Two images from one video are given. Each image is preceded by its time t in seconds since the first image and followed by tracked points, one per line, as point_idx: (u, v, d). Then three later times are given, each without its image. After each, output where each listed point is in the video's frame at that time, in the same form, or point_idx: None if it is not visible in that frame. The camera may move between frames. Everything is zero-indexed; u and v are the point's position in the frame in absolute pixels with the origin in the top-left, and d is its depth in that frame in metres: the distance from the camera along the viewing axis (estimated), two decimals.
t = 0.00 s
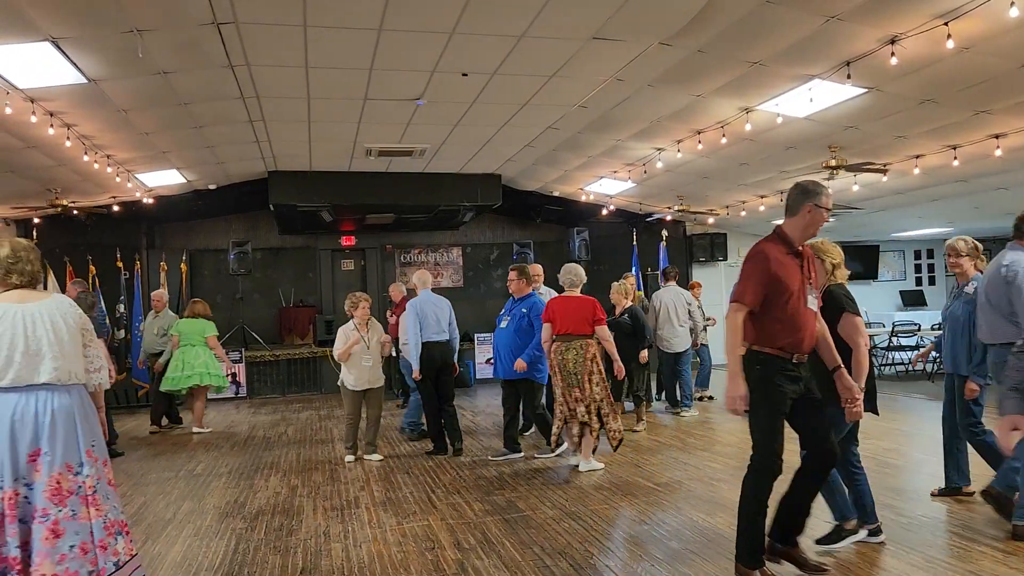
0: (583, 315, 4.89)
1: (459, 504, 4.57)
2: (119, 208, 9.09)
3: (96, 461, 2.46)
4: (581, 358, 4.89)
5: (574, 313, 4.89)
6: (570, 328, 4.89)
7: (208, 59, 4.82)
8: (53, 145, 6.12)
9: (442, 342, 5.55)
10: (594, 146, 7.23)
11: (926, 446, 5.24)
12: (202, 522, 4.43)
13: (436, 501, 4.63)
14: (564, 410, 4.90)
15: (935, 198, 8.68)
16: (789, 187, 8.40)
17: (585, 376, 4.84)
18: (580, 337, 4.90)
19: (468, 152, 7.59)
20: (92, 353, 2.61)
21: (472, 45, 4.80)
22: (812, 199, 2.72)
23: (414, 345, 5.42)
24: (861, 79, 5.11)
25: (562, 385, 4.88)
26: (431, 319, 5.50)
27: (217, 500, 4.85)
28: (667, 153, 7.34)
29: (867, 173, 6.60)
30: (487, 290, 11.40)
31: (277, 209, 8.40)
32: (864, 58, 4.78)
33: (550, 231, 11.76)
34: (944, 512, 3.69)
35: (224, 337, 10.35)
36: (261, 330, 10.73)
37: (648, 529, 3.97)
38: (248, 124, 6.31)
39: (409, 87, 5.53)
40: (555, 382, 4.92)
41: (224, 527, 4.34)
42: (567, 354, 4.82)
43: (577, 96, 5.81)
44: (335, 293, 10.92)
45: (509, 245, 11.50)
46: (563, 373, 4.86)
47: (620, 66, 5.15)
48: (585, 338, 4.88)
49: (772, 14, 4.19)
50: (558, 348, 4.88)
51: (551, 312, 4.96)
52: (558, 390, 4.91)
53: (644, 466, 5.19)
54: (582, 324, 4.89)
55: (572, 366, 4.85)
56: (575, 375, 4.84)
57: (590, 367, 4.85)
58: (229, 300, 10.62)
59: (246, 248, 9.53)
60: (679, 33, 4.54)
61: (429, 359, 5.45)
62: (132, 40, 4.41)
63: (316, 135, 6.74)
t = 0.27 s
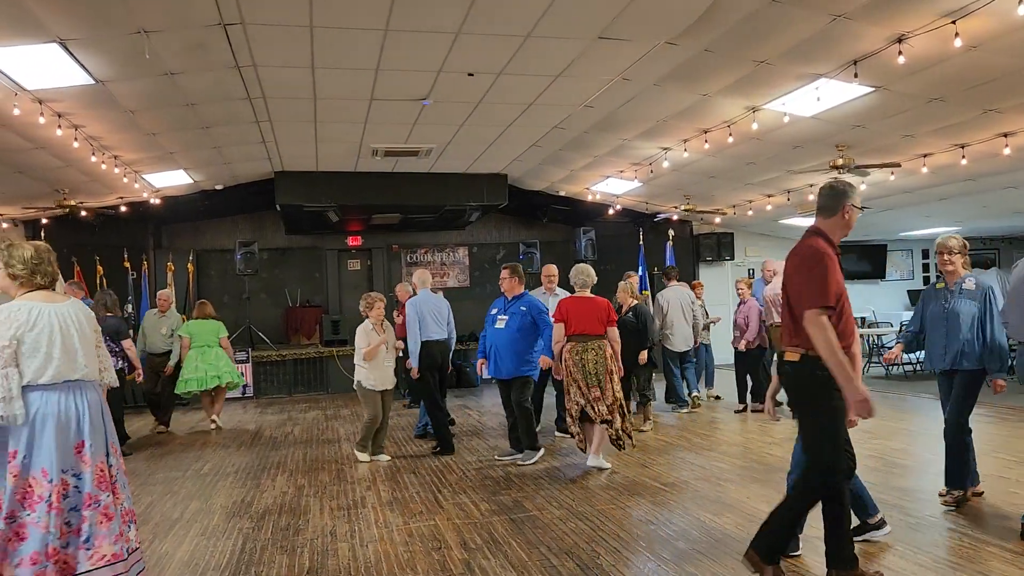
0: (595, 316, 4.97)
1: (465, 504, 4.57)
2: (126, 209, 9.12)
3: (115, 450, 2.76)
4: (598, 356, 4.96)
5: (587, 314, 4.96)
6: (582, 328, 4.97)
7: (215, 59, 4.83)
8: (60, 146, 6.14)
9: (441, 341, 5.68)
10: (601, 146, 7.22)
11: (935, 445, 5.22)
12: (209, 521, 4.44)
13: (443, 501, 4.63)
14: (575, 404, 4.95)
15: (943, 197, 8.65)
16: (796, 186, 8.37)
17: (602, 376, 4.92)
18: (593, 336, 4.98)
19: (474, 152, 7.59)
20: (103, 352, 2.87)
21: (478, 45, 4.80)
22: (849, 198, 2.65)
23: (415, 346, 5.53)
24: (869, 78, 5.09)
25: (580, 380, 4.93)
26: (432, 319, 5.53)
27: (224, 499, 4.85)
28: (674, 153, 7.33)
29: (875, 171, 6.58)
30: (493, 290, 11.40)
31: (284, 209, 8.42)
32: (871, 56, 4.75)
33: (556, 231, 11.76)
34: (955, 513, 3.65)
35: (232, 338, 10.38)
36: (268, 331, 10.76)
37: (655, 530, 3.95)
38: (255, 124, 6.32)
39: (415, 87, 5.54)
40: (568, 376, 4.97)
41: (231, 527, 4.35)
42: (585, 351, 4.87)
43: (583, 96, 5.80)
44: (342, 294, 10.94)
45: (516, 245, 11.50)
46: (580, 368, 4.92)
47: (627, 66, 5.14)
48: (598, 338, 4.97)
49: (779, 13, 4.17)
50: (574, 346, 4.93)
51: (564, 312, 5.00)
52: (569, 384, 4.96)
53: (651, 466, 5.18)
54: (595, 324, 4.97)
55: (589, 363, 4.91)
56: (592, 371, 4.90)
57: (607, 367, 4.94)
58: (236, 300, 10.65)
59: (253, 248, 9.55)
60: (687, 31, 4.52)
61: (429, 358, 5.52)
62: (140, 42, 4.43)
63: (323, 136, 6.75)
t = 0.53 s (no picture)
0: (604, 315, 5.02)
1: (472, 503, 4.57)
2: (134, 209, 9.15)
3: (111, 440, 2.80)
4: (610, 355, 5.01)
5: (597, 313, 5.01)
6: (593, 327, 4.99)
7: (223, 60, 4.85)
8: (69, 147, 6.16)
9: (439, 341, 5.80)
10: (608, 145, 7.22)
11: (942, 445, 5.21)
12: (217, 521, 4.45)
13: (450, 501, 4.63)
14: (584, 400, 4.96)
15: (952, 196, 8.61)
16: (803, 185, 8.35)
17: (614, 375, 4.97)
18: (603, 335, 5.02)
19: (480, 152, 7.59)
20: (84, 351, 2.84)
21: (485, 45, 4.80)
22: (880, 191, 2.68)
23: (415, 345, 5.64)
24: (877, 77, 5.08)
25: (593, 377, 4.94)
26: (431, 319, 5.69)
27: (231, 499, 4.86)
28: (681, 152, 7.32)
29: (883, 170, 6.55)
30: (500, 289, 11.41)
31: (291, 209, 8.44)
32: (879, 55, 4.74)
33: (563, 231, 11.75)
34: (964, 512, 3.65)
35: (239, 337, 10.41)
36: (276, 330, 10.79)
37: (663, 529, 3.94)
38: (262, 125, 6.33)
39: (422, 87, 5.54)
40: (579, 372, 4.98)
41: (239, 526, 4.36)
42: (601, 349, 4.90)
43: (590, 95, 5.80)
44: (349, 294, 10.96)
45: (522, 245, 11.50)
46: (593, 365, 4.94)
47: (634, 65, 5.13)
48: (607, 337, 5.02)
49: (787, 12, 4.16)
50: (587, 343, 4.95)
51: (573, 311, 5.02)
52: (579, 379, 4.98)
53: (657, 466, 5.18)
54: (604, 323, 5.02)
55: (603, 361, 4.95)
56: (607, 369, 4.94)
57: (618, 366, 4.99)
58: (243, 300, 10.68)
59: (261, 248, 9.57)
60: (693, 30, 4.51)
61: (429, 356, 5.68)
62: (147, 42, 4.44)
63: (329, 136, 6.76)
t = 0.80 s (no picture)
0: (613, 314, 5.10)
1: (481, 503, 4.57)
2: (143, 209, 9.18)
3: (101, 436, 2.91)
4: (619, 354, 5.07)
5: (605, 312, 5.08)
6: (603, 326, 5.05)
7: (231, 60, 4.86)
8: (79, 147, 6.19)
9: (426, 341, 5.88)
10: (616, 144, 7.21)
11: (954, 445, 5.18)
12: (226, 519, 4.47)
13: (459, 500, 4.64)
14: (597, 399, 4.98)
15: (961, 195, 8.57)
16: (812, 184, 8.32)
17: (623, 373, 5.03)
18: (614, 334, 5.08)
19: (488, 151, 7.59)
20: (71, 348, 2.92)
21: (493, 44, 4.79)
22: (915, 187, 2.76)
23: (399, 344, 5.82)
24: (886, 75, 5.06)
25: (603, 375, 5.00)
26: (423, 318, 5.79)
27: (240, 498, 4.88)
28: (689, 151, 7.31)
29: (893, 169, 6.53)
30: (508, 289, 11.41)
31: (299, 209, 8.46)
32: (888, 53, 4.72)
33: (570, 230, 11.75)
34: (976, 513, 3.62)
35: (247, 337, 10.44)
36: (284, 330, 10.82)
37: (673, 529, 3.93)
38: (270, 124, 6.35)
39: (429, 86, 5.54)
40: (591, 371, 5.02)
41: (248, 524, 4.37)
42: (612, 346, 4.95)
43: (598, 94, 5.79)
44: (357, 293, 10.98)
45: (530, 244, 11.50)
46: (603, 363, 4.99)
47: (642, 64, 5.12)
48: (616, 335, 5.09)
49: (797, 10, 4.15)
50: (598, 341, 5.00)
51: (583, 311, 5.08)
52: (592, 378, 5.01)
53: (666, 465, 5.17)
54: (613, 322, 5.09)
55: (614, 359, 5.00)
56: (617, 367, 5.00)
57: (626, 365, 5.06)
58: (252, 299, 10.71)
59: (269, 247, 9.59)
60: (703, 28, 4.50)
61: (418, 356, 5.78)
62: (156, 42, 4.45)
63: (337, 135, 6.77)
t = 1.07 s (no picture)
0: (617, 313, 5.09)
1: (488, 501, 4.57)
2: (152, 209, 9.22)
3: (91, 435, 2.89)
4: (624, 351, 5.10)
5: (610, 311, 5.07)
6: (608, 326, 5.04)
7: (240, 60, 4.87)
8: (88, 147, 6.22)
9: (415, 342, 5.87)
10: (623, 143, 7.20)
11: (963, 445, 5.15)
12: (235, 517, 4.48)
13: (466, 499, 4.64)
14: (605, 398, 5.00)
15: (971, 193, 8.52)
16: (821, 182, 8.29)
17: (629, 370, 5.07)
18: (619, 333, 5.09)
19: (495, 150, 7.59)
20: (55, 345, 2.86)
21: (500, 43, 4.79)
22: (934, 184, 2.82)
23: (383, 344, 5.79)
24: (895, 73, 5.04)
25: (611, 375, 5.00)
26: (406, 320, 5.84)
27: (248, 496, 4.89)
28: (696, 149, 7.29)
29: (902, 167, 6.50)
30: (515, 287, 11.41)
31: (307, 208, 8.48)
32: (897, 50, 4.70)
33: (577, 229, 11.74)
34: (983, 511, 3.60)
35: (255, 336, 10.48)
36: (292, 329, 10.85)
37: (681, 528, 3.92)
38: (278, 124, 6.37)
39: (437, 85, 5.54)
40: (597, 370, 5.02)
41: (256, 523, 4.38)
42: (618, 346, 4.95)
43: (606, 93, 5.78)
44: (364, 292, 10.99)
45: (537, 243, 11.50)
46: (608, 362, 5.00)
47: (649, 62, 5.12)
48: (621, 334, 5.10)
49: (806, 8, 4.14)
50: (604, 342, 4.99)
51: (589, 310, 5.04)
52: (599, 377, 5.01)
53: (673, 464, 5.16)
54: (617, 321, 5.08)
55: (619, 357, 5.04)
56: (622, 364, 5.03)
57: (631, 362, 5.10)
58: (260, 298, 10.75)
59: (277, 247, 9.61)
60: (710, 26, 4.49)
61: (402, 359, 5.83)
62: (165, 42, 4.47)
63: (345, 135, 6.79)
